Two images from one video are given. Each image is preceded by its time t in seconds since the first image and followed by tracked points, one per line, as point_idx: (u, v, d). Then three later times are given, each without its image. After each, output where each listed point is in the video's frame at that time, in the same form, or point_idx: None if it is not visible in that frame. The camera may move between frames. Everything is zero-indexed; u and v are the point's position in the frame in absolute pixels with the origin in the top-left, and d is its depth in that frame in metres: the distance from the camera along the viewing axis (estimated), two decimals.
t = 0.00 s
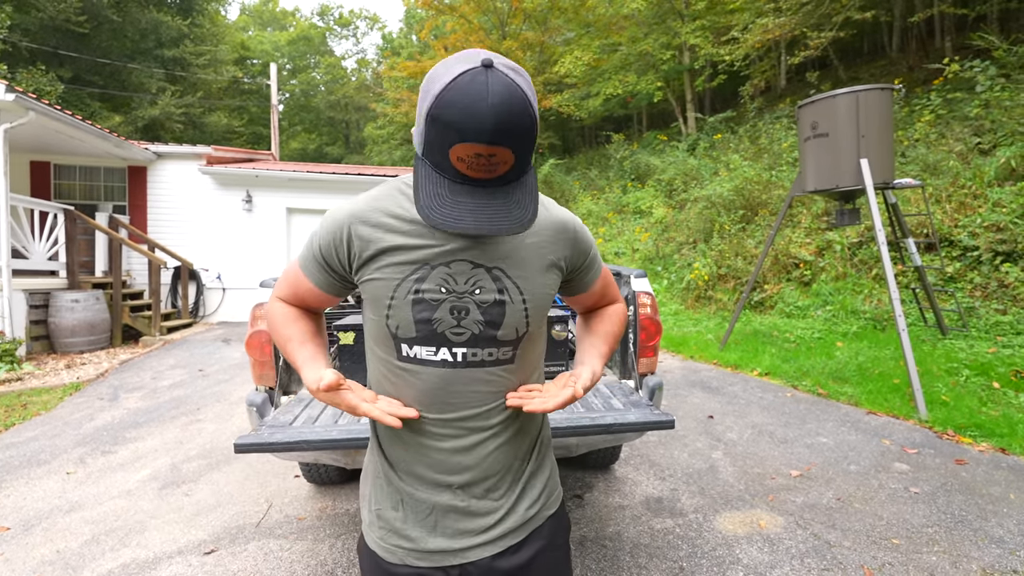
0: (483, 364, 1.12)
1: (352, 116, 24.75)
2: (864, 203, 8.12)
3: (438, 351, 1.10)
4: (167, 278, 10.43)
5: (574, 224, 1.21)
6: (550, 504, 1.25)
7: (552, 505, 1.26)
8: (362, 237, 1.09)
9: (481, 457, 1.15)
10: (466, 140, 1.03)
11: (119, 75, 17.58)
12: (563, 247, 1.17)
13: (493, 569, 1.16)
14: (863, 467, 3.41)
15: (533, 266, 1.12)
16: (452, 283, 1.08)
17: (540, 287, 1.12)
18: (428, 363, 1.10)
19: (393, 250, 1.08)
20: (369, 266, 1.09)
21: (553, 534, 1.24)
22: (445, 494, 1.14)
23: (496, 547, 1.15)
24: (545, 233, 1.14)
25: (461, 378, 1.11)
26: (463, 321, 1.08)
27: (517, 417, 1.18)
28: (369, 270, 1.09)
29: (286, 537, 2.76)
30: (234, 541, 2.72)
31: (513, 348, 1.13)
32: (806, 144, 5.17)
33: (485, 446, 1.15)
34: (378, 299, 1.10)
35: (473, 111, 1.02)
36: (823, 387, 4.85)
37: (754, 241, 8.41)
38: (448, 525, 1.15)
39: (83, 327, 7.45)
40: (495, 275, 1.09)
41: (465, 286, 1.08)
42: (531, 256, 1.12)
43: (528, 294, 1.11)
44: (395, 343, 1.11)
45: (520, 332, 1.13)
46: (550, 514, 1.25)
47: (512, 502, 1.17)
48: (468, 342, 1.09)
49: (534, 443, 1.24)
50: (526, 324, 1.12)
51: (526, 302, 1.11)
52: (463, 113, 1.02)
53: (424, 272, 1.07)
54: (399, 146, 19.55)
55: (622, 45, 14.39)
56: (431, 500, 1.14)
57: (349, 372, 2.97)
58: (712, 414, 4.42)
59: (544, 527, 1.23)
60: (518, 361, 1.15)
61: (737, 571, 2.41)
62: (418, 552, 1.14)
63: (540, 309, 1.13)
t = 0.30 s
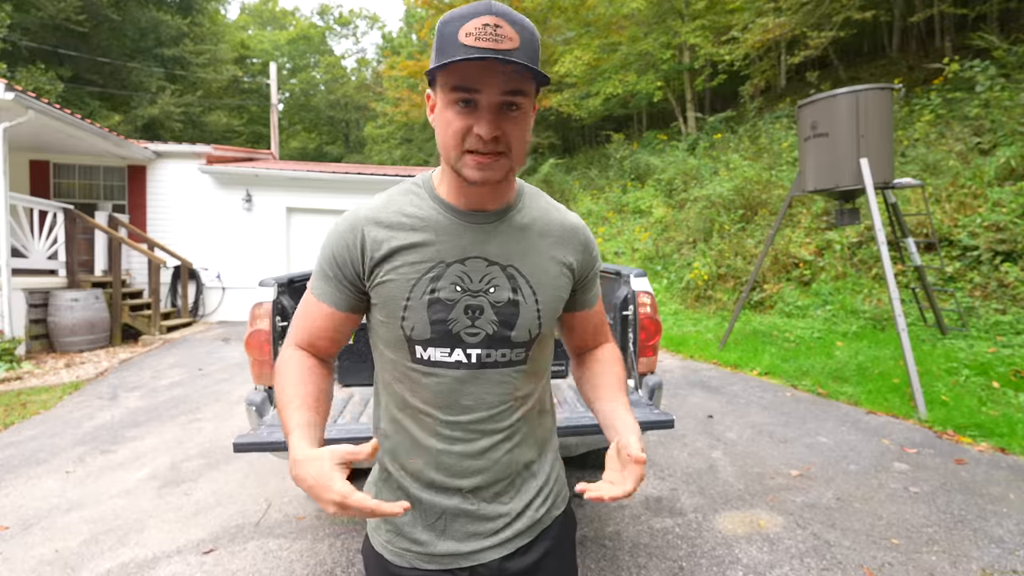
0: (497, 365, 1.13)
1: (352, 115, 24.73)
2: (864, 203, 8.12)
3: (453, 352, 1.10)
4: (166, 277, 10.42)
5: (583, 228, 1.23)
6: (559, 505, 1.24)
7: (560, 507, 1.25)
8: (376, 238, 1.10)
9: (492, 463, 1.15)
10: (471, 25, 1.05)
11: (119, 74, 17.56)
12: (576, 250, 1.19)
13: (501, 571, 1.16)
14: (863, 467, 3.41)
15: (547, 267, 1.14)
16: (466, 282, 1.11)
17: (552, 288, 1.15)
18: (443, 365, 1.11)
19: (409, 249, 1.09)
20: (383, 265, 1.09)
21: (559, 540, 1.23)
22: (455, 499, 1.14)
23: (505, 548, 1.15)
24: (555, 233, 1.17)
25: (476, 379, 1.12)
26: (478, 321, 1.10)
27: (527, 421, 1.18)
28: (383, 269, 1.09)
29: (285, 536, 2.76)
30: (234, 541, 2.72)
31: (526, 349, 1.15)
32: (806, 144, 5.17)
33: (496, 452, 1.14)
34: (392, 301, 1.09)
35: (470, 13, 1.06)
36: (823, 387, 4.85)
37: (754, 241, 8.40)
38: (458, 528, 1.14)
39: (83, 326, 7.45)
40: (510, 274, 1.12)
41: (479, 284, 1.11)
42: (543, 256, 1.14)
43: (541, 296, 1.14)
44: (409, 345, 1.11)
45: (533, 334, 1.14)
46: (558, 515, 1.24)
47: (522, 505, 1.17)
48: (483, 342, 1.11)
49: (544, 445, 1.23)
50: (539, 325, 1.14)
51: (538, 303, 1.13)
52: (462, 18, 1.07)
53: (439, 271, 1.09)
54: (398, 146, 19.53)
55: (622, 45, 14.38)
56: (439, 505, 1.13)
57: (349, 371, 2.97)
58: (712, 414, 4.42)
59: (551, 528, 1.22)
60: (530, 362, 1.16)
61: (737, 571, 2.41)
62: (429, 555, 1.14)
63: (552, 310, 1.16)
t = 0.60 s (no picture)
0: (499, 370, 1.13)
1: (351, 114, 24.70)
2: (863, 202, 8.12)
3: (457, 359, 1.11)
4: (165, 277, 10.41)
5: (582, 223, 1.21)
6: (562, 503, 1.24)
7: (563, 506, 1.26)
8: (376, 247, 1.08)
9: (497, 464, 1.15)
10: (444, 18, 1.04)
11: (117, 74, 17.54)
12: (575, 245, 1.18)
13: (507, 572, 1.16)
14: (862, 466, 3.41)
15: (545, 270, 1.14)
16: (469, 287, 1.11)
17: (551, 290, 1.14)
18: (449, 373, 1.11)
19: (411, 256, 1.09)
20: (385, 275, 1.08)
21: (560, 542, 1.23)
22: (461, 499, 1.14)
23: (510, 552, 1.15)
24: (552, 231, 1.16)
25: (480, 386, 1.12)
26: (479, 327, 1.11)
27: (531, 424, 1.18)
28: (385, 279, 1.07)
29: (284, 536, 2.76)
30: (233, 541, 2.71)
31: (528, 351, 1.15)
32: (806, 143, 5.16)
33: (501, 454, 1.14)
34: (396, 313, 1.09)
35: (444, 5, 1.06)
36: (823, 387, 4.84)
37: (753, 240, 8.40)
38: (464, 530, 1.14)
39: (82, 326, 7.43)
40: (509, 278, 1.12)
41: (478, 290, 1.11)
42: (542, 257, 1.14)
43: (540, 299, 1.13)
44: (414, 355, 1.11)
45: (531, 339, 1.14)
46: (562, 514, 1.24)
47: (527, 505, 1.17)
48: (486, 348, 1.12)
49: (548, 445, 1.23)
50: (537, 330, 1.14)
51: (537, 307, 1.13)
52: (436, 11, 1.06)
53: (440, 279, 1.09)
54: (397, 145, 19.50)
55: (621, 44, 14.36)
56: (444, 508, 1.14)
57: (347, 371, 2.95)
58: (711, 413, 4.43)
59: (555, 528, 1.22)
60: (532, 366, 1.16)
61: (737, 570, 2.40)
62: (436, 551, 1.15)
63: (551, 311, 1.16)
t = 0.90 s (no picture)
0: (508, 374, 1.12)
1: (350, 114, 24.69)
2: (863, 203, 8.12)
3: (465, 364, 1.11)
4: (164, 276, 10.41)
5: (588, 227, 1.22)
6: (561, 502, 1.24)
7: (565, 504, 1.27)
8: (382, 251, 1.07)
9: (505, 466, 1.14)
10: (450, 20, 1.04)
11: (117, 73, 17.53)
12: (581, 249, 1.18)
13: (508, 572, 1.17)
14: (861, 467, 3.41)
15: (554, 274, 1.14)
16: (476, 293, 1.11)
17: (558, 294, 1.14)
18: (456, 378, 1.11)
19: (418, 261, 1.08)
20: (392, 281, 1.07)
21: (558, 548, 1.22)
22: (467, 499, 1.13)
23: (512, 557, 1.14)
24: (559, 235, 1.16)
25: (486, 391, 1.11)
26: (487, 332, 1.11)
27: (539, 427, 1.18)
28: (394, 285, 1.07)
29: (283, 536, 2.75)
30: (231, 541, 2.71)
31: (534, 357, 1.14)
32: (806, 143, 5.16)
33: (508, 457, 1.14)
34: (402, 318, 1.08)
35: (450, 7, 1.06)
36: (822, 387, 4.84)
37: (753, 240, 8.40)
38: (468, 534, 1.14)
39: (81, 326, 7.43)
40: (517, 283, 1.12)
41: (486, 294, 1.11)
42: (549, 260, 1.14)
43: (548, 303, 1.13)
44: (420, 360, 1.10)
45: (539, 343, 1.14)
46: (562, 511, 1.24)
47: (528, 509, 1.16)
48: (493, 353, 1.11)
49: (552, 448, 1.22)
50: (544, 334, 1.14)
51: (546, 311, 1.13)
52: (442, 13, 1.06)
53: (447, 284, 1.09)
54: (397, 145, 19.50)
55: (621, 44, 14.38)
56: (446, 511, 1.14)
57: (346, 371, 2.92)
58: (711, 413, 4.42)
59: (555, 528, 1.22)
60: (540, 370, 1.16)
61: (736, 571, 2.41)
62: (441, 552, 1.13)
63: (559, 315, 1.15)
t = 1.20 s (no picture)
0: (522, 375, 1.13)
1: (350, 114, 24.68)
2: (862, 204, 8.12)
3: (479, 365, 1.10)
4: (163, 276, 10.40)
5: (595, 229, 1.23)
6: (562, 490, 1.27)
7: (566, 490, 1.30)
8: (398, 255, 1.04)
9: (514, 463, 1.15)
10: (452, 27, 1.01)
11: (116, 72, 17.52)
12: (591, 250, 1.20)
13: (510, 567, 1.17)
14: (860, 467, 3.41)
15: (565, 273, 1.15)
16: (490, 295, 1.10)
17: (569, 292, 1.16)
18: (470, 378, 1.10)
19: (435, 265, 1.06)
20: (410, 287, 1.04)
21: (558, 548, 1.21)
22: (478, 494, 1.13)
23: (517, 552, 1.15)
24: (570, 236, 1.17)
25: (500, 391, 1.12)
26: (502, 333, 1.11)
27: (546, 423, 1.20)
28: (411, 290, 1.04)
29: (282, 536, 2.75)
30: (229, 541, 2.71)
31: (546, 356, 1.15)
32: (805, 144, 5.16)
33: (517, 449, 1.15)
34: (419, 322, 1.06)
35: (453, 14, 1.03)
36: (821, 388, 4.85)
37: (752, 241, 8.40)
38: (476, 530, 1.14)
39: (80, 325, 7.42)
40: (532, 285, 1.12)
41: (501, 296, 1.10)
42: (561, 260, 1.15)
43: (561, 302, 1.15)
44: (435, 362, 1.09)
45: (551, 342, 1.16)
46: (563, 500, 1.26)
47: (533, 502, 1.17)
48: (507, 354, 1.11)
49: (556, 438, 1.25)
50: (556, 331, 1.16)
51: (558, 310, 1.15)
52: (444, 20, 1.04)
53: (463, 287, 1.07)
54: (397, 145, 19.49)
55: (621, 44, 14.39)
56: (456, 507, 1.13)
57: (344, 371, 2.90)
58: (710, 414, 4.42)
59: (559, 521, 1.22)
60: (549, 366, 1.17)
61: (735, 571, 2.41)
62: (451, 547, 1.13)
63: (569, 313, 1.17)
